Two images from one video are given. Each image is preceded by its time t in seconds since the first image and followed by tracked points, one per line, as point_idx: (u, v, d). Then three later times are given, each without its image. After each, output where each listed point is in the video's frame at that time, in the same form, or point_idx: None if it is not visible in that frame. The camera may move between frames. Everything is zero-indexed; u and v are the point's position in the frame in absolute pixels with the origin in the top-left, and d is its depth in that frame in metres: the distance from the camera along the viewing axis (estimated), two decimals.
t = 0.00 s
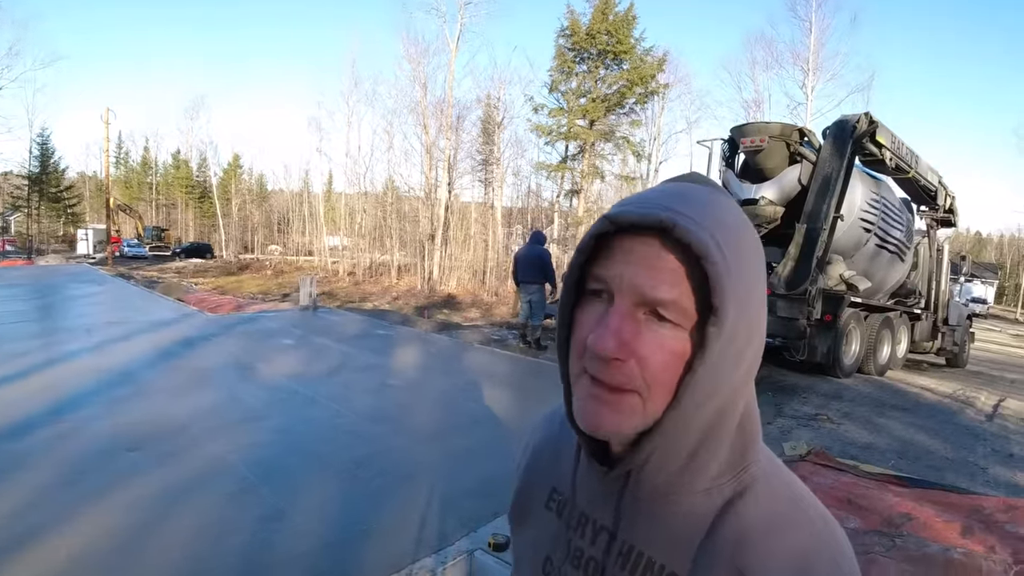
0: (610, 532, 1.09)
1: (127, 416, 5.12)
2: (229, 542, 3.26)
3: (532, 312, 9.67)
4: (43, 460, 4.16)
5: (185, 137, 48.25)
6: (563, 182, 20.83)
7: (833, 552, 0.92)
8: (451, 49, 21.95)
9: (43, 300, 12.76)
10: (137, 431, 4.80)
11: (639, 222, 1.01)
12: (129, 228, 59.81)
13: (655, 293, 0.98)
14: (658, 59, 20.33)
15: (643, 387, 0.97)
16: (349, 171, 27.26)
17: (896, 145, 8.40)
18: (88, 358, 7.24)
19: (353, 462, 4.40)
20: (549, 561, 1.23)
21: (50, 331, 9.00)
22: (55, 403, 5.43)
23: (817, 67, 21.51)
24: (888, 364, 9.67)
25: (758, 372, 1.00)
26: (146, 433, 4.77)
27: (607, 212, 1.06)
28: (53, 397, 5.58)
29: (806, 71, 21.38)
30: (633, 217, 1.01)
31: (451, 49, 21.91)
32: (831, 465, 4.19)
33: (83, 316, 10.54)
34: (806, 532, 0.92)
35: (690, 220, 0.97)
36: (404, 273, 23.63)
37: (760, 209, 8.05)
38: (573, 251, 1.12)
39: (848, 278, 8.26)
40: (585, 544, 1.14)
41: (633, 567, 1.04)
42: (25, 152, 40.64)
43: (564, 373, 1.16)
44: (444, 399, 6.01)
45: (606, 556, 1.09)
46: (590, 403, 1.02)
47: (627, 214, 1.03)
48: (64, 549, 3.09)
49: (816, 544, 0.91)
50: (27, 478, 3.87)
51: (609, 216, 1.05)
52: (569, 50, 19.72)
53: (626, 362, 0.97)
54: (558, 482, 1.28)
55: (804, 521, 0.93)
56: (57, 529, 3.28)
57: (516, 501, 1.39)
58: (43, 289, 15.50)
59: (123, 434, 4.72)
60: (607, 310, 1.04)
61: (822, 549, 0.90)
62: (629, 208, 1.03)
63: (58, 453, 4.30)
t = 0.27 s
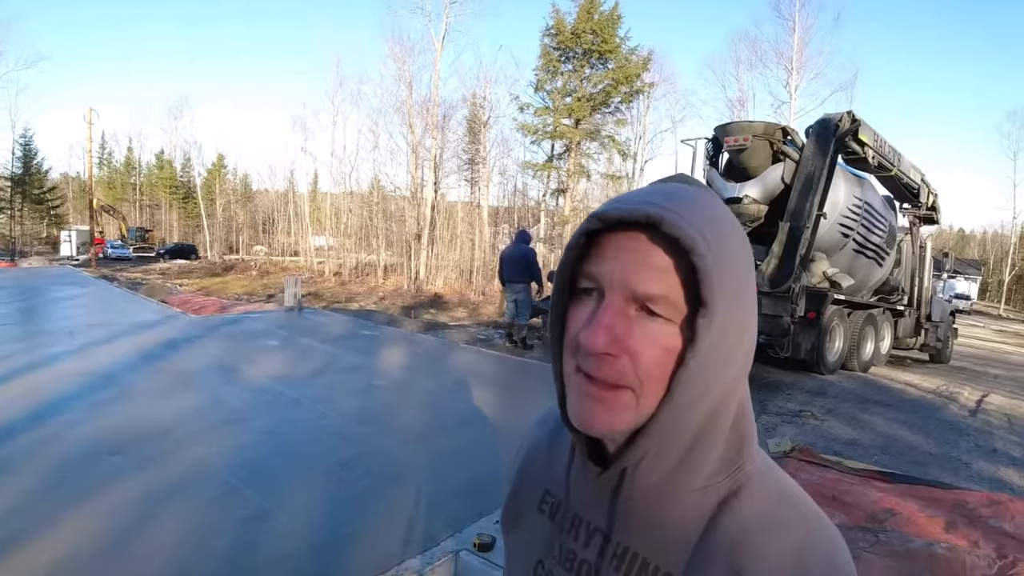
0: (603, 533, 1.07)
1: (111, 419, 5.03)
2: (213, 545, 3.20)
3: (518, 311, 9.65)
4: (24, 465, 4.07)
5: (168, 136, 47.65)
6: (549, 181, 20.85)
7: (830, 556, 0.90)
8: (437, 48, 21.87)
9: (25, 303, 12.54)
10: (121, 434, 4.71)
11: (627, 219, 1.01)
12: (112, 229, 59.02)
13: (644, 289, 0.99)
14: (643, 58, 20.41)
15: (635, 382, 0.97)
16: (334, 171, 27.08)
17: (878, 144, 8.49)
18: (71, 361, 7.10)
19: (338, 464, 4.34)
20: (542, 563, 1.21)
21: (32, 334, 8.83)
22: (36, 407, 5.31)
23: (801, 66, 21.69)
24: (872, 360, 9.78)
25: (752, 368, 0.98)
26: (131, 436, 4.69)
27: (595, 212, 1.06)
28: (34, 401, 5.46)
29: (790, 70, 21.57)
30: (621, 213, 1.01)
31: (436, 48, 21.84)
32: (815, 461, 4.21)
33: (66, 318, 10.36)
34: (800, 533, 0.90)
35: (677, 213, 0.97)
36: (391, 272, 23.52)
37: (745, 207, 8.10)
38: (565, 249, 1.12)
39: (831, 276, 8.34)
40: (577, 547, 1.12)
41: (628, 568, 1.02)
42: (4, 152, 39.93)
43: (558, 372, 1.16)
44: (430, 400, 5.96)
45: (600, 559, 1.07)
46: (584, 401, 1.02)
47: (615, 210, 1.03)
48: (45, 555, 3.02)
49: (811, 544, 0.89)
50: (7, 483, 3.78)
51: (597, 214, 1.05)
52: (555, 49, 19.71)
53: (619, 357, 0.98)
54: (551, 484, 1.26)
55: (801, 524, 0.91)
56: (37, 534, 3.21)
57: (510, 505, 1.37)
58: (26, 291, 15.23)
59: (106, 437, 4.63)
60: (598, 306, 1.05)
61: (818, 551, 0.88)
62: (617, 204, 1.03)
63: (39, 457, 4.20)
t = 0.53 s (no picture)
0: (605, 535, 1.14)
1: (92, 421, 4.93)
2: (194, 546, 3.15)
3: (501, 310, 9.64)
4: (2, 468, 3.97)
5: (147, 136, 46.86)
6: (532, 180, 20.83)
7: (834, 554, 0.95)
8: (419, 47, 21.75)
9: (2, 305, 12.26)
10: (102, 436, 4.62)
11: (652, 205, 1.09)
12: (91, 230, 57.94)
13: (665, 279, 1.08)
14: (625, 57, 20.46)
15: (650, 374, 1.05)
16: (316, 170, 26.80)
17: (856, 141, 8.61)
18: (50, 363, 6.95)
19: (319, 463, 4.29)
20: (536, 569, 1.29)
21: (10, 337, 8.63)
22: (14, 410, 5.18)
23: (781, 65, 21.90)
24: (851, 355, 9.92)
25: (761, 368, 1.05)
26: (114, 437, 4.61)
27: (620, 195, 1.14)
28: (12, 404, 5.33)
29: (770, 69, 21.76)
30: (646, 199, 1.09)
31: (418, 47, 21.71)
32: (794, 455, 4.24)
33: (45, 321, 10.14)
34: (804, 540, 0.95)
35: (703, 203, 1.04)
36: (374, 272, 23.34)
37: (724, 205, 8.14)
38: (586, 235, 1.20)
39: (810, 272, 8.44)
40: (576, 552, 1.19)
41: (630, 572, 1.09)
42: None
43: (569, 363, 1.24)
44: (412, 399, 5.92)
45: (599, 565, 1.14)
46: (598, 392, 1.11)
47: (638, 196, 1.11)
48: (24, 559, 2.95)
49: (817, 550, 0.94)
50: None
51: (620, 197, 1.13)
52: (537, 48, 19.68)
53: (635, 347, 1.07)
54: (547, 488, 1.32)
55: (803, 525, 0.97)
56: (13, 538, 3.13)
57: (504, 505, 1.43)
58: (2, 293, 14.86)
59: (87, 439, 4.54)
60: (617, 294, 1.14)
61: (824, 553, 0.94)
62: (641, 190, 1.12)
63: (18, 460, 4.11)
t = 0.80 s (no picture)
0: (596, 529, 1.13)
1: (77, 424, 4.87)
2: (178, 546, 3.13)
3: (488, 309, 9.64)
4: None
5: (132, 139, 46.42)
6: (520, 179, 20.85)
7: (826, 549, 0.93)
8: (405, 47, 21.70)
9: None
10: (86, 438, 4.56)
11: (654, 200, 1.10)
12: (76, 234, 57.34)
13: (665, 274, 1.09)
14: (611, 56, 20.54)
15: (647, 369, 1.06)
16: (303, 172, 26.68)
17: (838, 138, 8.69)
18: (35, 367, 6.87)
19: (303, 462, 4.26)
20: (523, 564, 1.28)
21: None
22: None
23: (765, 63, 22.06)
24: (836, 350, 10.02)
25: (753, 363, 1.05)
26: (99, 439, 4.55)
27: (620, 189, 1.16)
28: None
29: (754, 68, 21.94)
30: (649, 194, 1.11)
31: (404, 47, 21.68)
32: (777, 448, 4.28)
33: (30, 325, 10.02)
34: (796, 534, 0.93)
35: (704, 198, 1.06)
36: (362, 273, 23.25)
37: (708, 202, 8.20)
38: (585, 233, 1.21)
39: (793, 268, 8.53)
40: (566, 546, 1.19)
41: (620, 568, 1.08)
42: None
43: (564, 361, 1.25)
44: (399, 398, 5.90)
45: (589, 559, 1.13)
46: (594, 387, 1.11)
47: (640, 191, 1.12)
48: (9, 561, 2.91)
49: (809, 544, 0.92)
50: None
51: (621, 193, 1.14)
52: (523, 48, 19.69)
53: (635, 342, 1.07)
54: (536, 482, 1.32)
55: (796, 520, 0.95)
56: None
57: (489, 503, 1.41)
58: None
59: (72, 441, 4.49)
60: (617, 289, 1.15)
61: (817, 549, 0.92)
62: (642, 186, 1.13)
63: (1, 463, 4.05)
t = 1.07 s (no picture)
0: (581, 521, 1.15)
1: (73, 428, 4.88)
2: (174, 547, 3.15)
3: (482, 310, 9.67)
4: None
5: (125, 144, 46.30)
6: (514, 180, 20.88)
7: (803, 541, 0.95)
8: (398, 49, 21.73)
9: None
10: (82, 442, 4.57)
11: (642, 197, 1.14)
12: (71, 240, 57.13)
13: (652, 268, 1.12)
14: (604, 57, 20.60)
15: (631, 360, 1.08)
16: (298, 175, 26.68)
17: (829, 136, 8.73)
18: (30, 373, 6.85)
19: (299, 464, 4.28)
20: (511, 559, 1.28)
21: None
22: None
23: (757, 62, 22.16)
24: (829, 347, 10.08)
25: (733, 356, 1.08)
26: (95, 444, 4.55)
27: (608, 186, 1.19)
28: None
29: (747, 67, 22.04)
30: (637, 191, 1.14)
31: (397, 50, 21.70)
32: (769, 444, 4.31)
33: (25, 332, 10.00)
34: (773, 525, 0.95)
35: (688, 195, 1.10)
36: (358, 276, 23.25)
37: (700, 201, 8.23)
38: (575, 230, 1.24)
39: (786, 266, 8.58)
40: (551, 538, 1.20)
41: (604, 560, 1.09)
42: None
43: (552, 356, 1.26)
44: (393, 400, 5.92)
45: (574, 550, 1.15)
46: (580, 380, 1.13)
47: (629, 189, 1.16)
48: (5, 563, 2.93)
49: (786, 535, 0.94)
50: None
51: (610, 190, 1.17)
52: (516, 49, 19.74)
53: (621, 332, 1.09)
54: (524, 478, 1.33)
55: (774, 510, 0.97)
56: None
57: (477, 499, 1.42)
58: None
59: (67, 446, 4.49)
60: (604, 284, 1.17)
61: (794, 538, 0.93)
62: (630, 184, 1.17)
63: None
